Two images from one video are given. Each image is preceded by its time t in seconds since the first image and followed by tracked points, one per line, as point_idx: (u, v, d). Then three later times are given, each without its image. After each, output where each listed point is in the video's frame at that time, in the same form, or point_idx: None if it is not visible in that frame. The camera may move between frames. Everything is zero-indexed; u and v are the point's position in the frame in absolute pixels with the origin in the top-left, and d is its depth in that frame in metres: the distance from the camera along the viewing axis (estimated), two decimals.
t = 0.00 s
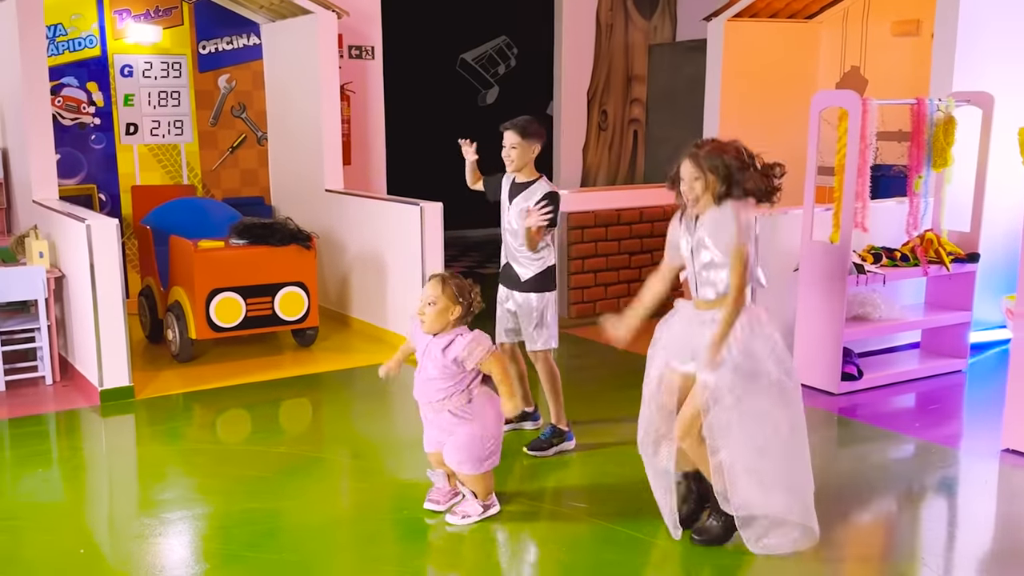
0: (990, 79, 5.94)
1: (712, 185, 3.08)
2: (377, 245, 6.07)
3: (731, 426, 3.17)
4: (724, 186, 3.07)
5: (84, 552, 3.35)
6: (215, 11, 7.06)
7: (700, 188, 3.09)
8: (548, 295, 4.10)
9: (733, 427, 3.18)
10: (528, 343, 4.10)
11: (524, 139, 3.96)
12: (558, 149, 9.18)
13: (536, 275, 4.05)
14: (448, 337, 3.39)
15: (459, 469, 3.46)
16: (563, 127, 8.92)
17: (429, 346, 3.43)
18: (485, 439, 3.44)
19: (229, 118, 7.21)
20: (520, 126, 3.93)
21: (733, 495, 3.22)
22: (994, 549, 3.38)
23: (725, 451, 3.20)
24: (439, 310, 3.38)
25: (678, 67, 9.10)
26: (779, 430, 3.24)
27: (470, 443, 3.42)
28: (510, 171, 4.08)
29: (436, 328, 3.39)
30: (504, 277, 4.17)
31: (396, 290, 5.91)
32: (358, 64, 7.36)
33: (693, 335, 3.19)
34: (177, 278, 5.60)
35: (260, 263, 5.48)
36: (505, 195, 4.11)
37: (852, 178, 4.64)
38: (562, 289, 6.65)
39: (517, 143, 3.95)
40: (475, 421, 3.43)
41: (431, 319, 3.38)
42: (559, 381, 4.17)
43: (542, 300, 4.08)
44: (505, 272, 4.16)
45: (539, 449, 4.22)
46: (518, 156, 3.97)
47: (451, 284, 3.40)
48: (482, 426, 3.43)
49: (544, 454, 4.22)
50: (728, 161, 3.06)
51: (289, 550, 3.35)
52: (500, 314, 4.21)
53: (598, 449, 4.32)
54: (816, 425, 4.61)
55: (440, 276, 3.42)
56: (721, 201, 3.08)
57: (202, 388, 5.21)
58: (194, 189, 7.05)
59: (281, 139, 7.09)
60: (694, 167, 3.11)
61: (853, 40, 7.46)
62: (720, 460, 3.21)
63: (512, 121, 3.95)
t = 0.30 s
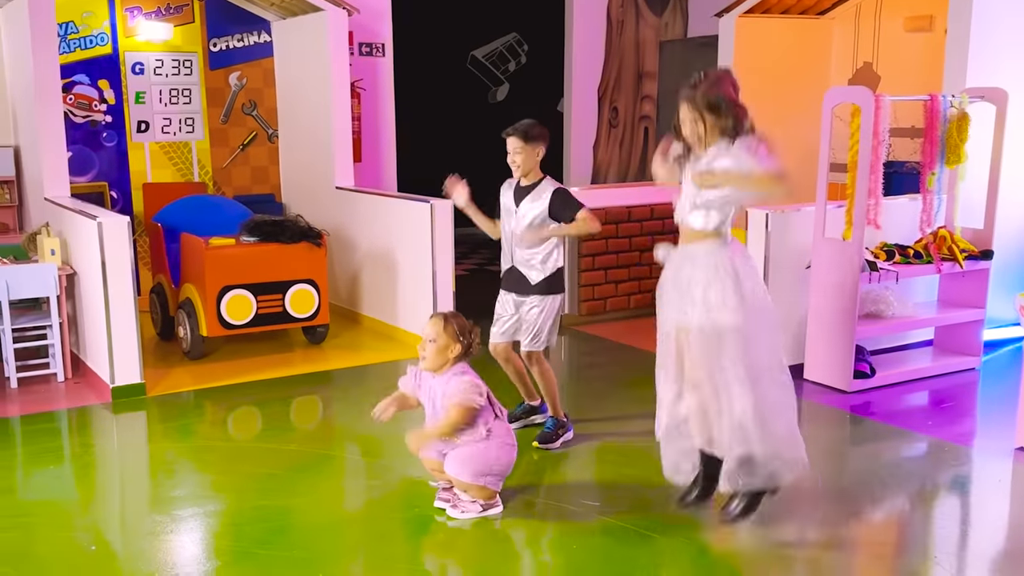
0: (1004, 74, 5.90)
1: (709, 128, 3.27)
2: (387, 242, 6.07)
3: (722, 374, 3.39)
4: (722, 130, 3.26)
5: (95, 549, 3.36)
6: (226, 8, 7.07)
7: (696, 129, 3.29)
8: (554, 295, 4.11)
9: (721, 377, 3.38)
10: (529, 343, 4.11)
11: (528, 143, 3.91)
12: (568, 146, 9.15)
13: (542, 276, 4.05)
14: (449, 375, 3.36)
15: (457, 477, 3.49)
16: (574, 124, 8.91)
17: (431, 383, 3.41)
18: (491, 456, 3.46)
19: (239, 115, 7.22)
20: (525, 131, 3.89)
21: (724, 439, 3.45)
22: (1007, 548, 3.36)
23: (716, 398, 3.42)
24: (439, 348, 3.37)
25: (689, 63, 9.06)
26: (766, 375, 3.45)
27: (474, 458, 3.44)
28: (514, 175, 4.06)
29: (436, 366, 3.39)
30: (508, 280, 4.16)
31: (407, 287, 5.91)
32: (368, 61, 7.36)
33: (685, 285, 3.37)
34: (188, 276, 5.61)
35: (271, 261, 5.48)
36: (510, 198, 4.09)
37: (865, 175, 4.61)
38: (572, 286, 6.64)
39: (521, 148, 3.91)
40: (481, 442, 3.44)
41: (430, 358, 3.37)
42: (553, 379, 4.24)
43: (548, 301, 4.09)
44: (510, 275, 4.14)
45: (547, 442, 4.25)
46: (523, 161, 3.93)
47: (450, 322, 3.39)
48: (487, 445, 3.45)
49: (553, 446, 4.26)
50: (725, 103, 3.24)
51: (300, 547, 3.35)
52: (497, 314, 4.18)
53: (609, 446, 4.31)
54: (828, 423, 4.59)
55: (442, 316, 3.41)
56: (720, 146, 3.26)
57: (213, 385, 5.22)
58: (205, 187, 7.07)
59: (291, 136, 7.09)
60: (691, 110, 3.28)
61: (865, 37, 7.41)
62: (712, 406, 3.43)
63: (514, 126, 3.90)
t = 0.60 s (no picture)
0: (1017, 70, 5.86)
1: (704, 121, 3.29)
2: (397, 240, 6.07)
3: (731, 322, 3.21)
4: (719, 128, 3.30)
5: (106, 546, 3.37)
6: (236, 6, 7.08)
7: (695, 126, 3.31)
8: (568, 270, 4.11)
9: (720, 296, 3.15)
10: (546, 328, 4.13)
11: (540, 120, 3.90)
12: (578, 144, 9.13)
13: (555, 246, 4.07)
14: (460, 304, 3.40)
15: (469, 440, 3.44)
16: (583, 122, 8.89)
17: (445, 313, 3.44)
18: (494, 409, 3.43)
19: (250, 113, 7.23)
20: (535, 109, 3.88)
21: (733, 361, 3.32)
22: (1021, 547, 3.33)
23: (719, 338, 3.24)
24: (454, 278, 3.41)
25: (699, 60, 9.03)
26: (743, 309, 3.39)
27: (479, 412, 3.41)
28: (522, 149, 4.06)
29: (453, 296, 3.43)
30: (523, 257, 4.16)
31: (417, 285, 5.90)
32: (378, 59, 7.36)
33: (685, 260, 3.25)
34: (199, 274, 5.62)
35: (281, 258, 5.48)
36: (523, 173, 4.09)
37: (877, 172, 4.59)
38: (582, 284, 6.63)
39: (533, 124, 3.89)
40: (478, 388, 3.42)
41: (447, 288, 3.42)
42: (569, 366, 4.26)
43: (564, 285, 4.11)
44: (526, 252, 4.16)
45: (557, 441, 4.25)
46: (534, 136, 3.92)
47: (462, 249, 3.41)
48: (491, 394, 3.43)
49: (564, 442, 4.27)
50: (719, 101, 3.21)
51: (310, 544, 3.35)
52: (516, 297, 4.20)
53: (621, 445, 4.30)
54: (839, 421, 4.57)
55: (453, 244, 3.43)
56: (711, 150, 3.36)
57: (224, 383, 5.22)
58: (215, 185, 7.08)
59: (301, 134, 7.09)
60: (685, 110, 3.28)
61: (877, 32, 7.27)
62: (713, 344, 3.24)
63: (525, 102, 3.89)
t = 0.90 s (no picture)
0: None
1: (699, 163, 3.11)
2: (407, 239, 6.07)
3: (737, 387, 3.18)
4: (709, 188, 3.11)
5: (119, 545, 3.38)
6: (246, 6, 7.09)
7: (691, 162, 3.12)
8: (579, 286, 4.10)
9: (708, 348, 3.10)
10: (556, 338, 4.10)
11: (549, 131, 3.90)
12: (587, 142, 9.12)
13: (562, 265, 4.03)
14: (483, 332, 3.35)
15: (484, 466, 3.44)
16: (593, 120, 8.88)
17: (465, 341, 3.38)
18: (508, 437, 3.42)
19: (260, 113, 7.24)
20: (547, 120, 3.87)
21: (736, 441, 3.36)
22: None
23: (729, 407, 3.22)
24: (471, 307, 3.34)
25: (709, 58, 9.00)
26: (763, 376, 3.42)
27: (494, 441, 3.40)
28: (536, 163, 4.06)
29: (470, 324, 3.37)
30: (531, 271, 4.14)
31: (426, 284, 5.91)
32: (387, 58, 7.37)
33: (688, 318, 3.15)
34: (209, 274, 5.63)
35: (291, 258, 5.50)
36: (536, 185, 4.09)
37: (889, 169, 4.56)
38: (592, 282, 6.63)
39: (542, 135, 3.89)
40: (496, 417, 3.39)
41: (464, 318, 3.35)
42: (580, 371, 4.21)
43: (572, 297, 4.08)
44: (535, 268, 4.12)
45: (568, 442, 4.23)
46: (544, 148, 3.93)
47: (474, 279, 3.33)
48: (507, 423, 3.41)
49: (574, 445, 4.24)
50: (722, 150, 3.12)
51: (321, 544, 3.36)
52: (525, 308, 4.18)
53: (631, 444, 4.29)
54: (850, 420, 4.55)
55: (462, 273, 3.35)
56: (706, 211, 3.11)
57: (234, 382, 5.23)
58: (226, 184, 7.10)
59: (311, 133, 7.10)
60: (687, 141, 3.12)
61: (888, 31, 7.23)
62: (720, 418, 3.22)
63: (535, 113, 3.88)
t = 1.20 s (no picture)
0: None
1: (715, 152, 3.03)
2: (417, 240, 6.09)
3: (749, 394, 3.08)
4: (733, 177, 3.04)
5: (131, 546, 3.39)
6: (256, 7, 7.12)
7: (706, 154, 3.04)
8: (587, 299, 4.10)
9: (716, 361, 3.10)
10: (564, 345, 4.11)
11: (568, 145, 3.91)
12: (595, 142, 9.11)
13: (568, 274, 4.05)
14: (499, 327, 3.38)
15: (501, 465, 3.44)
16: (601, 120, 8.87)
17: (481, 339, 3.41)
18: (523, 435, 3.43)
19: (270, 114, 7.26)
20: (567, 132, 3.90)
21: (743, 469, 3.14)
22: None
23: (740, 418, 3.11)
24: (483, 305, 3.40)
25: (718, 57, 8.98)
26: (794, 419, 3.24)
27: (509, 439, 3.40)
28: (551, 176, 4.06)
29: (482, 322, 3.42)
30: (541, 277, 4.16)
31: (436, 285, 5.92)
32: (397, 59, 7.38)
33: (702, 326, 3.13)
34: (221, 274, 5.65)
35: (302, 259, 5.51)
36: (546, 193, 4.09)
37: (899, 167, 4.56)
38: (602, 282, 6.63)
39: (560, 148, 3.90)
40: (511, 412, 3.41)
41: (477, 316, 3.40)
42: (586, 377, 4.20)
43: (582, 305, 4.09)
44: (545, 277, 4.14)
45: (581, 440, 4.24)
46: (560, 162, 3.94)
47: (488, 276, 3.39)
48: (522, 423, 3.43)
49: (588, 443, 4.26)
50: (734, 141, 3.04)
51: (334, 543, 3.37)
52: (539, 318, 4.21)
53: (641, 443, 4.29)
54: (862, 420, 4.54)
55: (476, 272, 3.41)
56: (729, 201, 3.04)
57: (246, 382, 5.25)
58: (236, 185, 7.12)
59: (321, 134, 7.12)
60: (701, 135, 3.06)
61: (897, 30, 7.15)
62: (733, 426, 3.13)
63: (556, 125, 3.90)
